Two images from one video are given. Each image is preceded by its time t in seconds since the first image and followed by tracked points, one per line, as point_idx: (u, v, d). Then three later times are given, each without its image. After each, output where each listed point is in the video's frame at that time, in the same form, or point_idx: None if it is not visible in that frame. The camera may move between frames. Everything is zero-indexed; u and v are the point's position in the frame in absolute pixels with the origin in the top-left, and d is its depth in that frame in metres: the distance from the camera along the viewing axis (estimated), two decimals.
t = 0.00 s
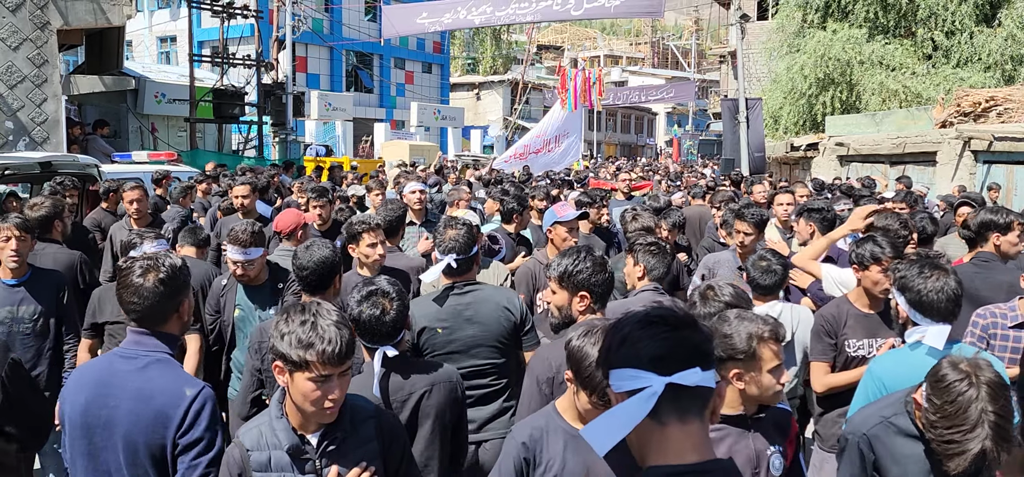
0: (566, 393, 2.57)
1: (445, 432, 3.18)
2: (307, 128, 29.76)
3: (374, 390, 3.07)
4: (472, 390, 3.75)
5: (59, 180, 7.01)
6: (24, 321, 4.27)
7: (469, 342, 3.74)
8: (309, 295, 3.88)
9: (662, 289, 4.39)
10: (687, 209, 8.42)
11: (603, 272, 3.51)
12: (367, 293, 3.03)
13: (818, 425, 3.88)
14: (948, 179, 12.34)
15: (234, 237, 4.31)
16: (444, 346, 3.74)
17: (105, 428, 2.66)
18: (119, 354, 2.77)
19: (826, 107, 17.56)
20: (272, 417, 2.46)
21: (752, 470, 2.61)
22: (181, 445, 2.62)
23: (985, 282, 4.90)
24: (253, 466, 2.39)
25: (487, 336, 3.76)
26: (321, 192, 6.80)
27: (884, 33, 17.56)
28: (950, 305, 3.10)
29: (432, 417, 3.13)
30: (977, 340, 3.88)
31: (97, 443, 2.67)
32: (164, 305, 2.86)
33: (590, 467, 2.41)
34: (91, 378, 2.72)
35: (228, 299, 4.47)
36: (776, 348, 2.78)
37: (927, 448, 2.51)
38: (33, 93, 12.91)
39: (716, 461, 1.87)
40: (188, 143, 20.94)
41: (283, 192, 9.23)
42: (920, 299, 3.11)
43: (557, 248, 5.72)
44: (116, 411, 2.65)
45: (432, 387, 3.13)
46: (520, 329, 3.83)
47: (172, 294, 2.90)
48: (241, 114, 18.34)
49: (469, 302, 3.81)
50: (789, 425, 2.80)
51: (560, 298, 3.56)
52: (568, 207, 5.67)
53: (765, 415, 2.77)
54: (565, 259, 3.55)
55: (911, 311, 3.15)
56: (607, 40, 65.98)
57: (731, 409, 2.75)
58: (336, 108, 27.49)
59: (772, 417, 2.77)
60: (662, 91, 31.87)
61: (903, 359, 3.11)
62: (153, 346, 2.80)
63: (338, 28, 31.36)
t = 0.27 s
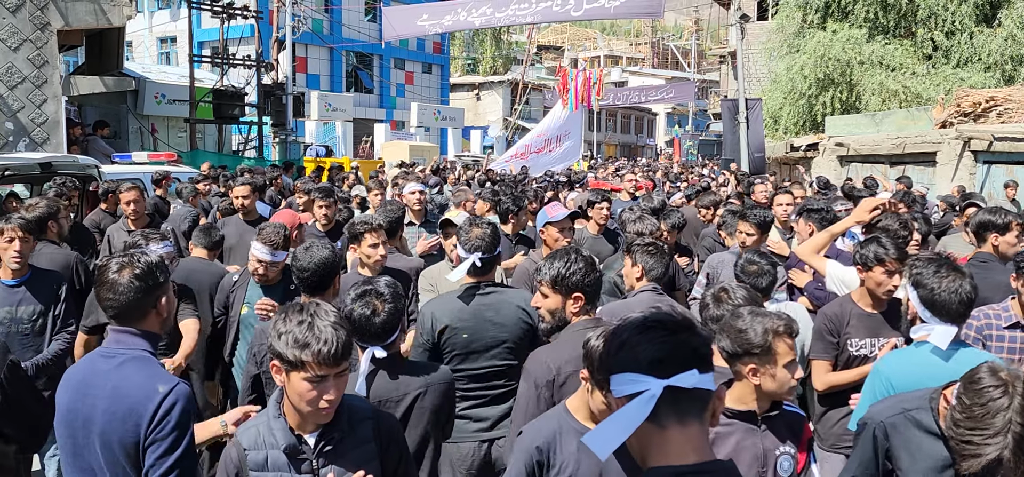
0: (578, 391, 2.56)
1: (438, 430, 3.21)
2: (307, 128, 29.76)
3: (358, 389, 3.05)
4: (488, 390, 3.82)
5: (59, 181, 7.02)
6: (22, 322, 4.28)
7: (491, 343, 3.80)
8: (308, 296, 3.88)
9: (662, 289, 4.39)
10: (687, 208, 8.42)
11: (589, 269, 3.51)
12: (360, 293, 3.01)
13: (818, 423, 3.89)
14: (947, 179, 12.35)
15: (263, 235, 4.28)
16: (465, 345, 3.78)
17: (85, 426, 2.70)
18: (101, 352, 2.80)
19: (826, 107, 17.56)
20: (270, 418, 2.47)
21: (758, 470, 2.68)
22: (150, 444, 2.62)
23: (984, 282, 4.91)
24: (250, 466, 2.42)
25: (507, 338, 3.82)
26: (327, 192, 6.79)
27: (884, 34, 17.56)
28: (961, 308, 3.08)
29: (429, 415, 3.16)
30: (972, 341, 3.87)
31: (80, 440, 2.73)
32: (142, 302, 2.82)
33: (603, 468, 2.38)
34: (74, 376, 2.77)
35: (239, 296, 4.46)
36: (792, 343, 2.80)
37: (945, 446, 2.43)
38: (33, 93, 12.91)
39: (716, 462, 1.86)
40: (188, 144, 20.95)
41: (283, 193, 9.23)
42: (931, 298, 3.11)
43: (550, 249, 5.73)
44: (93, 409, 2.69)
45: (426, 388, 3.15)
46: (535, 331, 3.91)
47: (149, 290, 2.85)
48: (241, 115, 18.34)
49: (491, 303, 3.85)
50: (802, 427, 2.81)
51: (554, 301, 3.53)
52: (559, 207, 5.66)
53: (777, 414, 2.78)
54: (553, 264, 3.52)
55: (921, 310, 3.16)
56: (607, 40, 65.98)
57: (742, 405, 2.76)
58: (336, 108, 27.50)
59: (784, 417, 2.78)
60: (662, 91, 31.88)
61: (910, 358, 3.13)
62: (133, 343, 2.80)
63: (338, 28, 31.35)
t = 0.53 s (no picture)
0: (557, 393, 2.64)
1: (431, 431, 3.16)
2: (307, 128, 29.77)
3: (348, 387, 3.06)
4: (505, 388, 3.84)
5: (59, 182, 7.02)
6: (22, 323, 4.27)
7: (514, 342, 3.83)
8: (306, 297, 3.88)
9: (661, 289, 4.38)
10: (687, 208, 8.42)
11: (585, 269, 3.59)
12: (356, 293, 3.03)
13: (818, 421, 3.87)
14: (948, 179, 12.35)
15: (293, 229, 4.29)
16: (489, 340, 3.79)
17: (68, 424, 2.71)
18: (84, 351, 2.82)
19: (826, 107, 17.56)
20: (267, 418, 2.47)
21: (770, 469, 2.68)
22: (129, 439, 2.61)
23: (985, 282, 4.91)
24: (248, 466, 2.40)
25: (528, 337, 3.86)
26: (335, 192, 6.78)
27: (885, 33, 17.55)
28: (972, 308, 3.09)
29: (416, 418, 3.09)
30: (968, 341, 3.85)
31: (64, 439, 2.74)
32: (124, 301, 2.84)
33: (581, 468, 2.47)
34: (58, 375, 2.79)
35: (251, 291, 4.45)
36: (810, 343, 2.81)
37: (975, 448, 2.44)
38: (33, 94, 12.92)
39: (715, 462, 1.88)
40: (188, 144, 20.96)
41: (283, 193, 9.24)
42: (941, 295, 3.12)
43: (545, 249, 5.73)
44: (75, 405, 2.70)
45: (418, 387, 3.11)
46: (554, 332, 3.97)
47: (133, 290, 2.87)
48: (241, 115, 18.35)
49: (515, 301, 3.89)
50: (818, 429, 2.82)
51: (555, 304, 3.57)
52: (548, 206, 5.67)
53: (792, 412, 2.80)
54: (558, 264, 3.56)
55: (931, 307, 3.17)
56: (607, 40, 65.99)
57: (757, 404, 2.78)
58: (337, 108, 27.52)
59: (796, 415, 2.79)
60: (662, 91, 31.88)
61: (916, 353, 3.12)
62: (117, 341, 2.81)
63: (339, 28, 31.33)
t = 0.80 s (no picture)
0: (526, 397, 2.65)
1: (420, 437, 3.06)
2: (308, 128, 29.77)
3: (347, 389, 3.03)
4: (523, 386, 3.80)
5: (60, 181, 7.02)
6: (24, 323, 4.25)
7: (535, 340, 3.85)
8: (308, 298, 3.88)
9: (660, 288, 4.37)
10: (688, 208, 8.42)
11: (593, 268, 3.58)
12: (345, 296, 3.01)
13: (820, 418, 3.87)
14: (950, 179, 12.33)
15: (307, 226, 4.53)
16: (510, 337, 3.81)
17: (66, 422, 2.71)
18: (74, 349, 2.80)
19: (828, 107, 17.55)
20: (267, 418, 2.47)
21: (776, 469, 2.67)
22: (136, 433, 2.65)
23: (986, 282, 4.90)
24: (247, 467, 2.39)
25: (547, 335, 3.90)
26: (340, 193, 6.80)
27: (887, 33, 17.52)
28: (976, 308, 3.07)
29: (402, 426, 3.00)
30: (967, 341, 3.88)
31: (61, 437, 2.73)
32: (108, 299, 2.81)
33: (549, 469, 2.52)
34: (50, 373, 2.77)
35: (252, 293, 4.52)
36: (814, 341, 2.83)
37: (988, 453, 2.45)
38: (35, 93, 12.94)
39: (715, 464, 1.88)
40: (190, 143, 20.97)
41: (284, 192, 9.24)
42: (944, 295, 3.13)
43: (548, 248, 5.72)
44: (74, 404, 2.70)
45: (404, 391, 3.03)
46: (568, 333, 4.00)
47: (116, 287, 2.83)
48: (242, 115, 18.35)
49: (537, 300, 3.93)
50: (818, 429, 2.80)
51: (561, 305, 3.57)
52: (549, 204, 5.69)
53: (799, 412, 2.78)
54: (567, 263, 3.55)
55: (937, 306, 3.18)
56: (609, 39, 65.95)
57: (763, 403, 2.78)
58: (338, 108, 27.53)
59: (803, 416, 2.78)
60: (663, 91, 31.84)
61: (917, 349, 3.13)
62: (107, 338, 2.80)
63: (340, 28, 31.32)
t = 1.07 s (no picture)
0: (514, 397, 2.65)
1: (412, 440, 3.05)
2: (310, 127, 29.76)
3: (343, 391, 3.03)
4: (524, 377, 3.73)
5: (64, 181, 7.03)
6: (28, 322, 4.26)
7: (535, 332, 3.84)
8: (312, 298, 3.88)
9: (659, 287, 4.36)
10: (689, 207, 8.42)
11: (600, 267, 3.57)
12: (337, 299, 3.01)
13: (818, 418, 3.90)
14: (952, 178, 12.33)
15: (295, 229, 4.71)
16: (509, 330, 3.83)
17: (80, 419, 2.70)
18: (80, 348, 2.80)
19: (830, 106, 17.52)
20: (268, 418, 2.47)
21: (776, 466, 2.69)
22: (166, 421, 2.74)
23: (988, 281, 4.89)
24: (248, 466, 2.41)
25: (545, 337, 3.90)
26: (342, 191, 6.80)
27: (889, 32, 17.50)
28: (972, 306, 3.06)
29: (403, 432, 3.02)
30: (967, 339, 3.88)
31: (74, 435, 2.71)
32: (115, 298, 2.86)
33: (541, 468, 2.51)
34: (56, 373, 2.74)
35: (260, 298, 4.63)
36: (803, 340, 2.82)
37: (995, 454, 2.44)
38: (37, 93, 12.96)
39: (716, 464, 1.90)
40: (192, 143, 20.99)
41: (285, 191, 9.24)
42: (938, 293, 3.11)
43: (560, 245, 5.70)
44: (91, 400, 2.70)
45: (393, 398, 3.03)
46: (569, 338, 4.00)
47: (121, 286, 2.89)
48: (244, 114, 18.36)
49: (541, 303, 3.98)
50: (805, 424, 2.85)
51: (567, 303, 3.59)
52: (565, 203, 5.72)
53: (791, 409, 2.81)
54: (574, 262, 3.55)
55: (932, 305, 3.16)
56: (611, 39, 65.90)
57: (760, 404, 2.76)
58: (340, 107, 27.55)
59: (794, 414, 2.81)
60: (665, 91, 31.81)
61: (914, 349, 3.15)
62: (116, 335, 2.83)
63: (342, 27, 31.32)
